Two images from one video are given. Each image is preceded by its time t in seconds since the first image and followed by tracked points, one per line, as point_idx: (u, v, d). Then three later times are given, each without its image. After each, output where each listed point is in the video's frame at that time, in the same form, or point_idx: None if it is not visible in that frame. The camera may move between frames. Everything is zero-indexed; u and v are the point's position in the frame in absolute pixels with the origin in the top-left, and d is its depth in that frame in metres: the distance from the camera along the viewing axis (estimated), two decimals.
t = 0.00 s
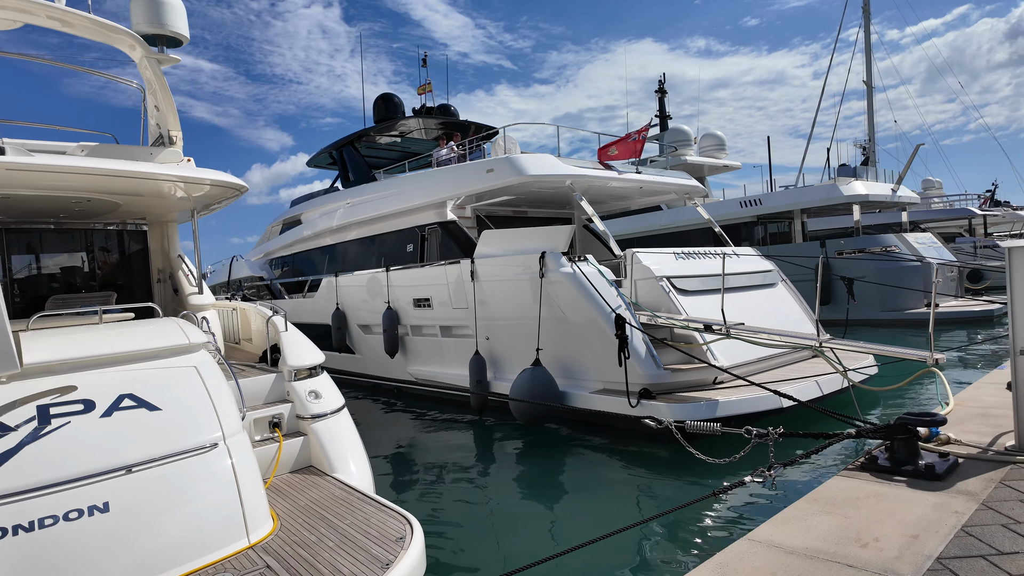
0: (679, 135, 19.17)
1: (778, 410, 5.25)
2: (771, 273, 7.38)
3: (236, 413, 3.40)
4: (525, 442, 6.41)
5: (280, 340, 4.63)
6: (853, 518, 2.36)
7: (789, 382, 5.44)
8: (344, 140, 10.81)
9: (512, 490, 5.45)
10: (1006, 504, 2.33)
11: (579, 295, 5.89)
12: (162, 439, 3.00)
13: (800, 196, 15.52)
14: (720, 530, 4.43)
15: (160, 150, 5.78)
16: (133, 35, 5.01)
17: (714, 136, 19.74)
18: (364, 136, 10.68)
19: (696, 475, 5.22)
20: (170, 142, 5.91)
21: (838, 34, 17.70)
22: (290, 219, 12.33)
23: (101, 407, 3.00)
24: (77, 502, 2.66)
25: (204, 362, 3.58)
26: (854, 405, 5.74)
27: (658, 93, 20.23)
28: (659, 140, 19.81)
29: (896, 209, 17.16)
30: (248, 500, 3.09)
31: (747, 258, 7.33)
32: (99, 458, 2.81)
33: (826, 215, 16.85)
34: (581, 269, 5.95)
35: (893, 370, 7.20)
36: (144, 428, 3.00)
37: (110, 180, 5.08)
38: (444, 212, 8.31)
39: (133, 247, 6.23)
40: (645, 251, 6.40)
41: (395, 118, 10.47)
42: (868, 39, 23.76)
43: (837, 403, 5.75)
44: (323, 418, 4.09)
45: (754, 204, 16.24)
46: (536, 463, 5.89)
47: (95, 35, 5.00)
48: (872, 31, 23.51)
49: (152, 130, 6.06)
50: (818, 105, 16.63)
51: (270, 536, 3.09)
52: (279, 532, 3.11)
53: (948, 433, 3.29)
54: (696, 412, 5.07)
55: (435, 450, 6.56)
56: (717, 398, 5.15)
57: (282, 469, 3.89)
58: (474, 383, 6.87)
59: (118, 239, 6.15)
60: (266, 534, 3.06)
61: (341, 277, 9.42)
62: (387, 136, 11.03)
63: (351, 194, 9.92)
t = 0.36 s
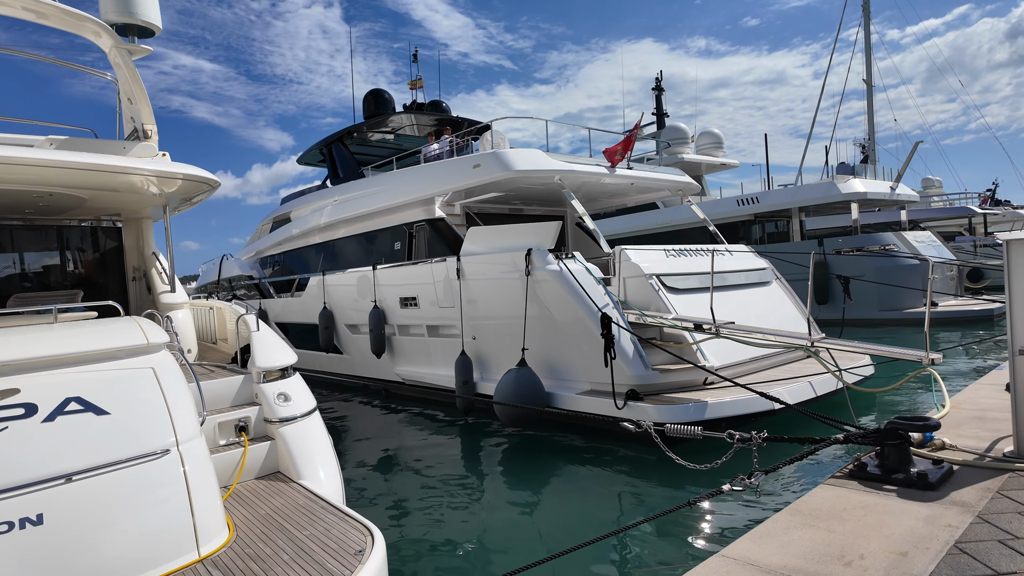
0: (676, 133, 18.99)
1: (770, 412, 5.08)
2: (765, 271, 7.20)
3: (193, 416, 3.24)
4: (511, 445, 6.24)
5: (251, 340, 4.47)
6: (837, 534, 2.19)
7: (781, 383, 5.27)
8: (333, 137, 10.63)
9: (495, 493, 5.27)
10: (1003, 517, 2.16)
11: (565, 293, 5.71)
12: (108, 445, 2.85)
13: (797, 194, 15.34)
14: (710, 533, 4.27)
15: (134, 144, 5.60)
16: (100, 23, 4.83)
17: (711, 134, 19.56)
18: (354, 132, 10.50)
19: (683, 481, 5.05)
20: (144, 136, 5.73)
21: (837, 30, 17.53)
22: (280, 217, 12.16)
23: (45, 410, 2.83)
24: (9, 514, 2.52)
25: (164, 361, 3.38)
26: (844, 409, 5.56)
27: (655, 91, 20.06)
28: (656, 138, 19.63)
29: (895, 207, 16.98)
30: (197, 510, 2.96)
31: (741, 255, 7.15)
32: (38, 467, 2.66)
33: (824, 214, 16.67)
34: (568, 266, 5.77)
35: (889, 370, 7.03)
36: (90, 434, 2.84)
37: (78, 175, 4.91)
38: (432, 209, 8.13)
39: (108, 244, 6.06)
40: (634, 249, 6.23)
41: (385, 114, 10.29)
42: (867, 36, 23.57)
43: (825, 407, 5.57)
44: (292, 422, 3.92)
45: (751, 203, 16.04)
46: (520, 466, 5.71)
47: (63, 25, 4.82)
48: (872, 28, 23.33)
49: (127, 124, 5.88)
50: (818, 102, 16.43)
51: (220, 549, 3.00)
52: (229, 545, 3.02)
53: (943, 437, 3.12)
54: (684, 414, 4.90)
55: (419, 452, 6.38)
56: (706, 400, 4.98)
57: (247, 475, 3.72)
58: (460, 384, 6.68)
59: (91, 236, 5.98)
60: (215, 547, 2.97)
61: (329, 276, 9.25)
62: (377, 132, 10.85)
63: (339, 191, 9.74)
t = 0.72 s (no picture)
0: (670, 133, 18.85)
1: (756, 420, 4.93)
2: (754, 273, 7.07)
3: (142, 432, 3.07)
4: (492, 457, 6.07)
5: (217, 348, 4.31)
6: (810, 564, 2.05)
7: (768, 390, 5.13)
8: (319, 136, 10.47)
9: (475, 506, 5.11)
10: (988, 547, 2.03)
11: (547, 297, 5.55)
12: (44, 465, 2.67)
13: (792, 194, 15.20)
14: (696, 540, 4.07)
15: (102, 144, 5.42)
16: (63, 20, 4.66)
17: (706, 133, 19.41)
18: (340, 131, 10.33)
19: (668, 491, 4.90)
20: (115, 136, 5.56)
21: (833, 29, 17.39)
22: (267, 218, 11.98)
23: None
24: None
25: (118, 372, 3.18)
26: (829, 417, 5.39)
27: (650, 90, 19.91)
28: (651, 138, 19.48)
29: (891, 207, 16.84)
30: (141, 533, 2.80)
31: (730, 257, 7.01)
32: None
33: (820, 213, 16.53)
34: (551, 269, 5.61)
35: (881, 376, 6.89)
36: (25, 453, 2.66)
37: (42, 177, 4.74)
38: (417, 210, 7.97)
39: (79, 247, 5.88)
40: (620, 251, 6.09)
41: (372, 113, 10.12)
42: (864, 34, 23.42)
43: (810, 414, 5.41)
44: (255, 435, 3.78)
45: (745, 203, 15.87)
46: (500, 478, 5.56)
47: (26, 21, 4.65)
48: (869, 26, 23.18)
49: (97, 123, 5.70)
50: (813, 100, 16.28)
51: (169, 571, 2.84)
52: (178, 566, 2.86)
53: (929, 452, 2.99)
54: (667, 423, 4.75)
55: (400, 462, 6.22)
56: (691, 408, 4.84)
57: (205, 492, 3.57)
58: (442, 389, 6.47)
59: (60, 239, 5.79)
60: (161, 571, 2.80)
61: (313, 278, 9.08)
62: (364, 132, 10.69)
63: (324, 192, 9.58)
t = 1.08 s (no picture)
0: (662, 132, 18.71)
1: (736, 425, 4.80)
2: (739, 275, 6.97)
3: (85, 444, 2.93)
4: (468, 464, 5.91)
5: (176, 353, 4.18)
6: None
7: (748, 394, 5.01)
8: (302, 136, 10.33)
9: (449, 513, 4.96)
10: (952, 571, 1.95)
11: (524, 299, 5.41)
12: None
13: (783, 193, 15.08)
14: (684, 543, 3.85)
15: (66, 143, 5.26)
16: (20, 15, 4.53)
17: (698, 133, 19.29)
18: (323, 130, 10.18)
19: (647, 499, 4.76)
20: (79, 135, 5.41)
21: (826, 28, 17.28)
22: (252, 218, 11.82)
23: None
24: None
25: (62, 380, 3.04)
26: (803, 428, 5.21)
27: (642, 89, 19.78)
28: (642, 137, 19.36)
29: (884, 207, 16.72)
30: (73, 553, 2.65)
31: (714, 258, 6.88)
32: None
33: (812, 213, 16.42)
34: (528, 270, 5.47)
35: (866, 381, 6.78)
36: None
37: None
38: (397, 210, 7.83)
39: (43, 248, 5.71)
40: (600, 252, 5.97)
41: (356, 111, 9.96)
42: (859, 33, 23.32)
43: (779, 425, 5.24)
44: (209, 445, 3.64)
45: (736, 203, 15.75)
46: (476, 485, 5.42)
47: None
48: (864, 24, 23.05)
49: (62, 121, 5.55)
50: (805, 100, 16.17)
51: None
52: None
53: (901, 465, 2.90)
54: (644, 429, 4.62)
55: (377, 467, 6.09)
56: (669, 413, 4.72)
57: (155, 504, 3.43)
58: (420, 393, 6.28)
59: (24, 240, 5.64)
60: None
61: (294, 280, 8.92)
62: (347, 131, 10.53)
63: (306, 192, 9.43)
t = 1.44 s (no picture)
0: (658, 131, 18.56)
1: (721, 430, 4.67)
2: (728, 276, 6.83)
3: (30, 452, 2.80)
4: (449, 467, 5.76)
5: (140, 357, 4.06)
6: None
7: (733, 399, 4.87)
8: (289, 134, 10.20)
9: (429, 518, 4.84)
10: None
11: (505, 301, 5.27)
12: None
13: (779, 193, 14.95)
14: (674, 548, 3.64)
15: (35, 141, 5.12)
16: None
17: (694, 133, 19.15)
18: (310, 129, 10.05)
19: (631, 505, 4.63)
20: (49, 132, 5.28)
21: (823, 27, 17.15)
22: (240, 218, 11.68)
23: None
24: None
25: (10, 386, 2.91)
26: (781, 440, 5.00)
27: (638, 88, 19.65)
28: (638, 137, 19.22)
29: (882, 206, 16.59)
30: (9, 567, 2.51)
31: (704, 258, 6.75)
32: None
33: (808, 213, 16.30)
34: (509, 271, 5.33)
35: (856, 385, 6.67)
36: None
37: None
38: (383, 209, 7.70)
39: (14, 247, 5.59)
40: (585, 252, 5.83)
41: (345, 108, 9.82)
42: (857, 32, 23.18)
43: (757, 435, 5.05)
44: (170, 452, 3.50)
45: (732, 203, 15.62)
46: (457, 489, 5.30)
47: None
48: (862, 23, 22.91)
49: (32, 119, 5.43)
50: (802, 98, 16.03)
51: None
52: None
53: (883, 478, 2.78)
54: (626, 434, 4.50)
55: (359, 472, 5.96)
56: (652, 417, 4.59)
57: (111, 515, 3.30)
58: (402, 396, 6.15)
59: None
60: None
61: (280, 280, 8.78)
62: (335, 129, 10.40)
63: (292, 191, 9.29)
